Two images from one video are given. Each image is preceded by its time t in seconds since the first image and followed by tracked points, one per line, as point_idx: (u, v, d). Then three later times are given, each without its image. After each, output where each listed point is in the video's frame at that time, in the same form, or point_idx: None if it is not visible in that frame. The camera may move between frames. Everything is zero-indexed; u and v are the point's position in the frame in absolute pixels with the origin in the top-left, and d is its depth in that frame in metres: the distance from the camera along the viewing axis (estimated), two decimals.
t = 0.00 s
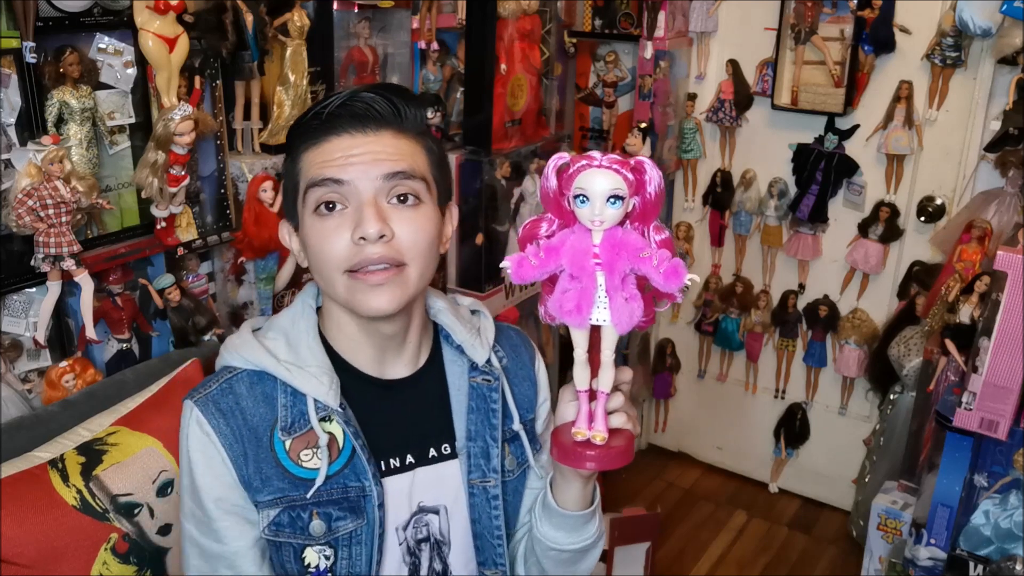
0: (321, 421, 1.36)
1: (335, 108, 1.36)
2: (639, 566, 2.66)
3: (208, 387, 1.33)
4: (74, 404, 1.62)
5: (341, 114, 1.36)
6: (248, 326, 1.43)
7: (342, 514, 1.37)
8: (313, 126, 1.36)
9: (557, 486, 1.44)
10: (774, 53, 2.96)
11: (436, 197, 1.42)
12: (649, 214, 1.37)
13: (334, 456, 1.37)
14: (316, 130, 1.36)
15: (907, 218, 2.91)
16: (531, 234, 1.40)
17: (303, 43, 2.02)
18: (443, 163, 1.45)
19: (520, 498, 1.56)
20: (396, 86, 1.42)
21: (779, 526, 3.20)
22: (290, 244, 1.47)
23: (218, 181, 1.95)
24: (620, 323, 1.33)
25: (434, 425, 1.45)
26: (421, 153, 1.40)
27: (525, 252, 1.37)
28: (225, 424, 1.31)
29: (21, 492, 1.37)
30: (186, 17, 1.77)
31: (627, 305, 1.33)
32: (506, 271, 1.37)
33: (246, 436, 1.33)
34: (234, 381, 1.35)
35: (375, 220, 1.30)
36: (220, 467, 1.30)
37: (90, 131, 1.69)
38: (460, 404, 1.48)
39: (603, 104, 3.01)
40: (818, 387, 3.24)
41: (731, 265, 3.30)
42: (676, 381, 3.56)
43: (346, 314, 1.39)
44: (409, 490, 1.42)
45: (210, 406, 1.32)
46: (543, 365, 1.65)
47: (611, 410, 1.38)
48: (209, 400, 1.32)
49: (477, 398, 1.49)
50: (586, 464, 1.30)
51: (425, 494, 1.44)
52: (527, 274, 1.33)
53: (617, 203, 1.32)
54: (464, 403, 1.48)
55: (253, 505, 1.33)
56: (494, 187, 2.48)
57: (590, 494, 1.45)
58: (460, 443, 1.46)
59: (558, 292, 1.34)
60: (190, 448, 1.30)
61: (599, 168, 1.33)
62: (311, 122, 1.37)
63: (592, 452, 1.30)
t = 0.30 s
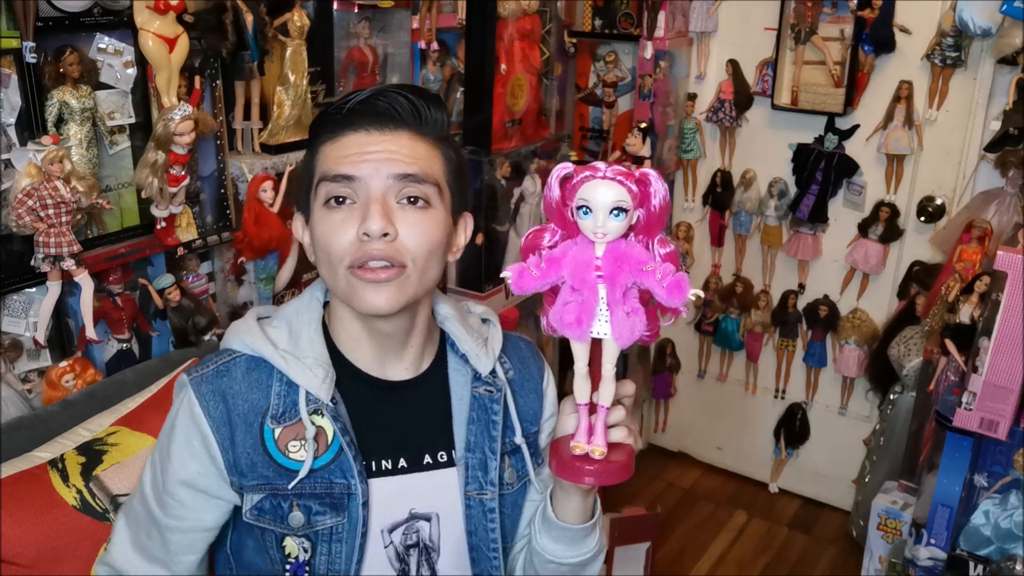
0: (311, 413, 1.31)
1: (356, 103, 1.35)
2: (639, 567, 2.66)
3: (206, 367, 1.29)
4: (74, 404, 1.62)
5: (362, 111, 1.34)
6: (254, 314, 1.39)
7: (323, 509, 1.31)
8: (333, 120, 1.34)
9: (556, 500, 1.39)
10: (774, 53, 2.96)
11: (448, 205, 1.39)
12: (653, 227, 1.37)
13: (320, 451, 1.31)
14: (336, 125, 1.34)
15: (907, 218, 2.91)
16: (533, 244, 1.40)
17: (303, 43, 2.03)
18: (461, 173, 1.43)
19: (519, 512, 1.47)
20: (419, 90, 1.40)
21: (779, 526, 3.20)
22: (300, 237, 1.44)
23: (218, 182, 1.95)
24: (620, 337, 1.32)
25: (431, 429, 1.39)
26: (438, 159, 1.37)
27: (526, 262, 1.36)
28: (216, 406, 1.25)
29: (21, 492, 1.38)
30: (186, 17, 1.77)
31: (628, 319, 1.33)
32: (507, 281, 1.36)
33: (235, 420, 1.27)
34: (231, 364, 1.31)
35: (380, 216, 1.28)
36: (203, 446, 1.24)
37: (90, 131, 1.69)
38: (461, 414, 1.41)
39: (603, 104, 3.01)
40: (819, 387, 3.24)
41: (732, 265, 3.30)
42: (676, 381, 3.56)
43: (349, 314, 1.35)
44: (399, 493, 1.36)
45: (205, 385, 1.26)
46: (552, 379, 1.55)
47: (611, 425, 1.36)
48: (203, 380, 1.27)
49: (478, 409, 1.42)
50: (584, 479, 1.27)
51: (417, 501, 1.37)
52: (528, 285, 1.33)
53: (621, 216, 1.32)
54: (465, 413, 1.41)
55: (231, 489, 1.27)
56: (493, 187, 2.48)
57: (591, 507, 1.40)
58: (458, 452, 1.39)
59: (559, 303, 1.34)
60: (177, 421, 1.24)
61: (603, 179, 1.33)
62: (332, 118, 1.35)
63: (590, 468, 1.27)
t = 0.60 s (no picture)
0: (325, 405, 1.31)
1: (380, 101, 1.36)
2: (639, 567, 2.66)
3: (228, 343, 1.29)
4: (74, 404, 1.61)
5: (387, 108, 1.35)
6: (279, 296, 1.40)
7: (310, 503, 1.32)
8: (358, 117, 1.35)
9: (560, 512, 1.39)
10: (774, 53, 2.96)
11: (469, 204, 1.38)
12: (667, 240, 1.36)
13: (326, 443, 1.31)
14: (361, 122, 1.35)
15: (907, 218, 2.91)
16: (546, 253, 1.40)
17: (303, 43, 2.03)
18: (480, 174, 1.42)
19: (524, 522, 1.47)
20: (446, 89, 1.40)
21: (779, 526, 3.20)
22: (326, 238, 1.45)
23: (218, 181, 1.95)
24: (629, 351, 1.31)
25: (442, 433, 1.39)
26: (459, 158, 1.37)
27: (538, 270, 1.37)
28: (230, 382, 1.25)
29: (21, 492, 1.39)
30: (186, 17, 1.77)
31: (637, 332, 1.32)
32: (518, 288, 1.36)
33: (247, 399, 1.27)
34: (251, 344, 1.31)
35: (401, 207, 1.28)
36: (210, 415, 1.25)
37: (90, 131, 1.69)
38: (473, 422, 1.40)
39: (603, 104, 3.01)
40: (819, 387, 3.24)
41: (731, 265, 3.30)
42: (676, 381, 3.55)
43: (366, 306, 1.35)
44: (401, 494, 1.36)
45: (222, 359, 1.26)
46: (566, 390, 1.53)
47: (616, 438, 1.36)
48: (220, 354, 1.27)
49: (490, 418, 1.41)
50: (587, 492, 1.28)
51: (420, 504, 1.37)
52: (537, 293, 1.34)
53: (635, 227, 1.31)
54: (476, 421, 1.41)
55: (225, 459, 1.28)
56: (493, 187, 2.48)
57: (594, 520, 1.39)
58: (467, 459, 1.39)
59: (568, 313, 1.34)
60: (188, 385, 1.24)
61: (618, 190, 1.33)
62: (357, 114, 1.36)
63: (593, 481, 1.27)
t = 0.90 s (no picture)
0: (329, 405, 1.32)
1: (394, 101, 1.37)
2: (639, 567, 2.66)
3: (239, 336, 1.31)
4: (74, 404, 1.62)
5: (402, 107, 1.36)
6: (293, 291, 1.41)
7: (305, 498, 1.33)
8: (374, 116, 1.36)
9: (563, 517, 1.38)
10: (774, 52, 2.96)
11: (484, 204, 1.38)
12: (673, 251, 1.36)
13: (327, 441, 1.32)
14: (376, 120, 1.36)
15: (907, 218, 2.91)
16: (552, 261, 1.41)
17: (303, 43, 2.03)
18: (493, 177, 1.42)
19: (530, 524, 1.46)
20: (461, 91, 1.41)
21: (779, 526, 3.20)
22: (337, 240, 1.45)
23: (218, 182, 1.95)
24: (633, 362, 1.31)
25: (449, 434, 1.39)
26: (474, 159, 1.38)
27: (542, 279, 1.36)
28: (236, 375, 1.27)
29: (21, 492, 1.40)
30: (186, 17, 1.77)
31: (641, 343, 1.32)
32: (522, 297, 1.36)
33: (251, 393, 1.29)
34: (260, 339, 1.32)
35: (419, 206, 1.28)
36: (215, 404, 1.27)
37: (90, 131, 1.69)
38: (482, 425, 1.40)
39: (603, 104, 3.01)
40: (818, 387, 3.24)
41: (731, 265, 3.30)
42: (676, 381, 3.55)
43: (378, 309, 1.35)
44: (405, 493, 1.36)
45: (229, 352, 1.28)
46: (577, 396, 1.51)
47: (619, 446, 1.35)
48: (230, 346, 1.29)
49: (499, 421, 1.41)
50: (589, 501, 1.28)
51: (425, 503, 1.37)
52: (541, 302, 1.33)
53: (640, 238, 1.31)
54: (485, 424, 1.40)
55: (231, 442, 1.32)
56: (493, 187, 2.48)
57: (598, 526, 1.39)
58: (476, 460, 1.39)
59: (573, 323, 1.34)
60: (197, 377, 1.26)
61: (624, 201, 1.32)
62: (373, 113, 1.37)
63: (596, 491, 1.27)
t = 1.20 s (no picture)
0: (317, 394, 1.31)
1: (372, 95, 1.34)
2: (639, 567, 2.66)
3: (226, 332, 1.30)
4: (74, 404, 1.62)
5: (379, 101, 1.33)
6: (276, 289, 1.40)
7: (297, 488, 1.30)
8: (350, 110, 1.34)
9: (550, 510, 1.37)
10: (774, 53, 2.96)
11: (456, 199, 1.36)
12: (656, 247, 1.36)
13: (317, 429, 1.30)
14: (352, 114, 1.33)
15: (907, 218, 2.91)
16: (536, 256, 1.39)
17: (303, 43, 2.03)
18: (471, 170, 1.39)
19: (521, 513, 1.44)
20: (440, 86, 1.38)
21: (779, 526, 3.20)
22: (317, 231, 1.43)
23: (218, 181, 1.95)
24: (615, 357, 1.31)
25: (438, 422, 1.37)
26: (448, 154, 1.35)
27: (526, 273, 1.36)
28: (224, 369, 1.27)
29: (21, 492, 1.40)
30: (186, 17, 1.77)
31: (623, 338, 1.31)
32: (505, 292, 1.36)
33: (240, 388, 1.28)
34: (246, 334, 1.31)
35: (380, 202, 1.26)
36: (201, 399, 1.26)
37: (89, 131, 1.69)
38: (469, 412, 1.39)
39: (603, 104, 3.01)
40: (818, 387, 3.24)
41: (731, 265, 3.30)
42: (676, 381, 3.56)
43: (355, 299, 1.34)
44: (396, 482, 1.33)
45: (217, 347, 1.28)
46: (562, 383, 1.51)
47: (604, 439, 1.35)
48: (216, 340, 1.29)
49: (486, 409, 1.39)
50: (573, 495, 1.26)
51: (415, 490, 1.34)
52: (524, 297, 1.32)
53: (622, 234, 1.31)
54: (472, 412, 1.39)
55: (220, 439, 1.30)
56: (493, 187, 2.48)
57: (584, 517, 1.38)
58: (465, 448, 1.37)
59: (556, 318, 1.34)
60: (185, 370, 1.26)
61: (607, 196, 1.32)
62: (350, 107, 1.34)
63: (579, 484, 1.26)
